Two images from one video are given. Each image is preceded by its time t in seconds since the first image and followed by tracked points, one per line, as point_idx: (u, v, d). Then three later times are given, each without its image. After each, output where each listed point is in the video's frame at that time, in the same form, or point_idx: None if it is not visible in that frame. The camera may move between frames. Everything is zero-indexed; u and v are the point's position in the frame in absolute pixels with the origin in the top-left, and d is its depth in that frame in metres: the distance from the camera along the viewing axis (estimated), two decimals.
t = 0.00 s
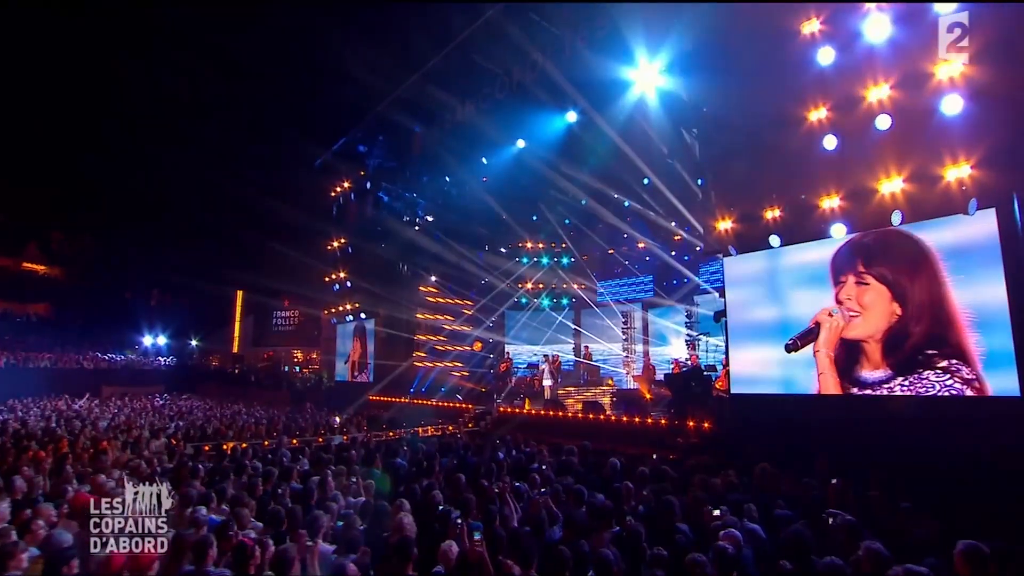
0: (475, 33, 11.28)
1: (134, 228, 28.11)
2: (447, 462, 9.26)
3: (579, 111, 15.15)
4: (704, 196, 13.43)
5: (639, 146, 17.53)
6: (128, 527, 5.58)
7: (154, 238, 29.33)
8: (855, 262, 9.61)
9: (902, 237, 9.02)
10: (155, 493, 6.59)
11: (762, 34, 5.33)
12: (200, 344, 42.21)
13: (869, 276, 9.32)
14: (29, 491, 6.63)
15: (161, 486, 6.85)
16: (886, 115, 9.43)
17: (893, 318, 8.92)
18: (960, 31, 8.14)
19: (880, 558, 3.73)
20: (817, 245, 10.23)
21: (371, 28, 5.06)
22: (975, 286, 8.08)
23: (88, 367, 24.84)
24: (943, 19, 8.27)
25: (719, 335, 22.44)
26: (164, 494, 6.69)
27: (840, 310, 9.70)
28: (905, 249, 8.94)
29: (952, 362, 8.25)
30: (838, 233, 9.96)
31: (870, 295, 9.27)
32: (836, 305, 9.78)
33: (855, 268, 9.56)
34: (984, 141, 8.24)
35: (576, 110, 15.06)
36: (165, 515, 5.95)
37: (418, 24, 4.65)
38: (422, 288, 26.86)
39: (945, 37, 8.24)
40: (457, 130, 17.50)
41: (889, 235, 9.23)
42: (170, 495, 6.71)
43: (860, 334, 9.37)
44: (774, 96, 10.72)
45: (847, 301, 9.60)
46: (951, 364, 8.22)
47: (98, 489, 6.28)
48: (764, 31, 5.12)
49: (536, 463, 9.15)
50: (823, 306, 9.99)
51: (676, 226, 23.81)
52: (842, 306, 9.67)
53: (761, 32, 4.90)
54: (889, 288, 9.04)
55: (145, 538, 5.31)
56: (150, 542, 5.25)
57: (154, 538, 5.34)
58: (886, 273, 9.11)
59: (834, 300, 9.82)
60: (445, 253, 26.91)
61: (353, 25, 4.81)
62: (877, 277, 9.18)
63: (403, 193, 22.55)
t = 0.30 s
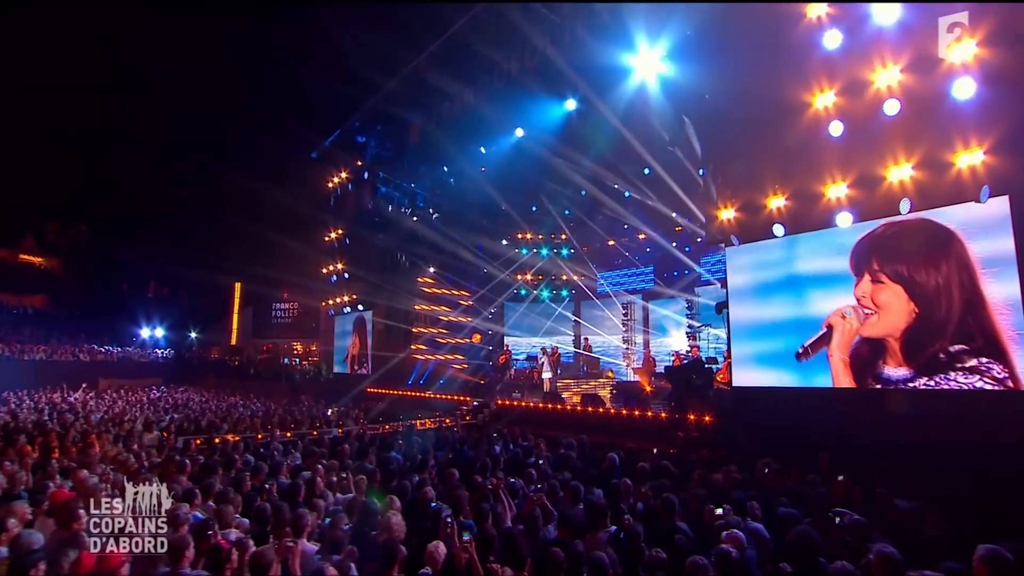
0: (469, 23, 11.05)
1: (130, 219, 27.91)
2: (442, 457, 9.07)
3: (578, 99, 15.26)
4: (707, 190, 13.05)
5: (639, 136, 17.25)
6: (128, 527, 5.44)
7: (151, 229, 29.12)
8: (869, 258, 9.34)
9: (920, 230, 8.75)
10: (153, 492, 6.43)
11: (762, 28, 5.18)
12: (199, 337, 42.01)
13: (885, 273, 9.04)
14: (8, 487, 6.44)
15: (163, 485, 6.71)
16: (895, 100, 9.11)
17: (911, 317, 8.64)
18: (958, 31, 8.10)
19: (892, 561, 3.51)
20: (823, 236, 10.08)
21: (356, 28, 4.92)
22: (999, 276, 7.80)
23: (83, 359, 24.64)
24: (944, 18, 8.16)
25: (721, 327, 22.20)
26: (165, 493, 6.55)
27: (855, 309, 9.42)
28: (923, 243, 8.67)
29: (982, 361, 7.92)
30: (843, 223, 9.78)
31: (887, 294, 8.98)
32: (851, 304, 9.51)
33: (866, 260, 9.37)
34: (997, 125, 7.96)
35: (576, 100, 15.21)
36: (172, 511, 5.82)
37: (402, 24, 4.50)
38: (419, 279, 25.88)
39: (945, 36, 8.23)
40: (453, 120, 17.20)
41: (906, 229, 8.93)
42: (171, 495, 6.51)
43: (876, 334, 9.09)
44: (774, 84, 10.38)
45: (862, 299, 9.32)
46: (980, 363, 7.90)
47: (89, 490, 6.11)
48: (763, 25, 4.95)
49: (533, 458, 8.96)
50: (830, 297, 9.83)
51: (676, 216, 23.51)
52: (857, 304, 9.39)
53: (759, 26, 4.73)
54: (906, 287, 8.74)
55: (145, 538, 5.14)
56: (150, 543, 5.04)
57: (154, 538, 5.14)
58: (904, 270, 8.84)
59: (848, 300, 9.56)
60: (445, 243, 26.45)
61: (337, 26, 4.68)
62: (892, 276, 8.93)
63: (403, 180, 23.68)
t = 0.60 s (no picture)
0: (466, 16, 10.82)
1: (128, 212, 27.75)
2: (439, 452, 8.94)
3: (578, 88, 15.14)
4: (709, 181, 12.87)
5: (641, 127, 16.96)
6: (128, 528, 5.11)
7: (150, 222, 28.98)
8: (879, 266, 9.08)
9: (930, 230, 8.52)
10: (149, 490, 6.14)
11: (769, 25, 4.95)
12: (200, 330, 41.97)
13: (893, 283, 8.80)
14: None
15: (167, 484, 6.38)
16: (905, 86, 8.85)
17: (920, 326, 8.43)
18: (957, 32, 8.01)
19: (904, 566, 3.33)
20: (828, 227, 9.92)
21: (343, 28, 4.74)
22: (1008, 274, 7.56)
23: (83, 352, 24.57)
24: (943, 19, 8.07)
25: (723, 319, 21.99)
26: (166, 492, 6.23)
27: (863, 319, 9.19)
28: (934, 247, 8.43)
29: (999, 366, 7.53)
30: (850, 213, 9.60)
31: (896, 305, 8.75)
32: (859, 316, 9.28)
33: (872, 256, 9.19)
34: (1012, 112, 7.69)
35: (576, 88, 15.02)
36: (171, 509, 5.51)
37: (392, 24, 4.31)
38: (419, 271, 25.90)
39: (943, 37, 8.12)
40: (451, 110, 17.05)
41: (915, 236, 8.70)
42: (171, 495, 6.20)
43: (885, 346, 8.85)
44: (778, 74, 9.98)
45: (871, 310, 9.09)
46: (998, 367, 7.53)
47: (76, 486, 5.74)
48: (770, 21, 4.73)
49: (531, 453, 8.81)
50: (834, 290, 9.69)
51: (679, 208, 23.14)
52: (865, 318, 9.18)
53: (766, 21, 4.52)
54: (914, 296, 8.54)
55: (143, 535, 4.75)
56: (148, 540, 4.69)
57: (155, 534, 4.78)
58: (913, 276, 8.58)
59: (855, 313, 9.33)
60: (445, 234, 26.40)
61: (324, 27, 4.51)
62: (900, 285, 8.69)
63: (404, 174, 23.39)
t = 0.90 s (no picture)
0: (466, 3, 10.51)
1: (131, 204, 27.67)
2: (438, 446, 8.78)
3: (583, 76, 14.82)
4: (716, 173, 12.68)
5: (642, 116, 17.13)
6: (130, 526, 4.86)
7: (153, 214, 28.90)
8: (896, 270, 8.70)
9: (945, 237, 8.16)
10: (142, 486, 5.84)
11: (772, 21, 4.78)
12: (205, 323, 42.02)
13: (915, 289, 8.43)
14: None
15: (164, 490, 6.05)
16: (921, 68, 8.55)
17: (939, 338, 8.13)
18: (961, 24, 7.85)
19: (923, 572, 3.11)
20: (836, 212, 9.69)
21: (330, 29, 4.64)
22: None
23: (86, 345, 24.58)
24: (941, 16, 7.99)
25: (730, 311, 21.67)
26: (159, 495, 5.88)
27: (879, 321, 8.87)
28: (949, 253, 8.08)
29: None
30: (861, 200, 9.31)
31: (916, 312, 8.42)
32: (875, 321, 8.91)
33: (888, 252, 8.84)
34: None
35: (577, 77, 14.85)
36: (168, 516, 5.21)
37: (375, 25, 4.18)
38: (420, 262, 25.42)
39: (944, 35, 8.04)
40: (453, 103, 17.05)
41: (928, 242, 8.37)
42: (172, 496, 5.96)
43: (902, 354, 8.54)
44: (780, 64, 9.92)
45: (890, 317, 8.70)
46: None
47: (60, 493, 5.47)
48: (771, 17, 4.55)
49: (532, 448, 8.63)
50: (843, 276, 9.45)
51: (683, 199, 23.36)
52: (885, 327, 8.76)
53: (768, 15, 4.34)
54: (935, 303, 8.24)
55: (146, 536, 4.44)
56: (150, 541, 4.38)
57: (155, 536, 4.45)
58: (936, 281, 8.26)
59: (872, 319, 8.97)
60: (447, 222, 26.38)
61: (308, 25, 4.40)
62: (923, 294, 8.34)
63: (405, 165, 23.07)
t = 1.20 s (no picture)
0: None
1: (137, 199, 27.66)
2: (440, 442, 8.61)
3: (588, 65, 14.37)
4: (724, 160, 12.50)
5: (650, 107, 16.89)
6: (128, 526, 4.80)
7: (159, 208, 28.90)
8: (923, 256, 8.31)
9: (969, 222, 7.82)
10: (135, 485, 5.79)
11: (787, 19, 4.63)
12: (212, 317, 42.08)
13: (944, 276, 8.05)
14: None
15: (161, 493, 6.06)
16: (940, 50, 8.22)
17: (961, 326, 7.78)
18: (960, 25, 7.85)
19: None
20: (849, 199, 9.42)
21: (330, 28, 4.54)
22: None
23: (94, 339, 24.67)
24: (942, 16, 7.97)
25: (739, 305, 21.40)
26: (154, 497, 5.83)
27: (893, 314, 8.63)
28: (976, 237, 7.68)
29: None
30: (876, 187, 9.08)
31: (942, 299, 8.07)
32: (899, 310, 8.58)
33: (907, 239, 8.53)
34: None
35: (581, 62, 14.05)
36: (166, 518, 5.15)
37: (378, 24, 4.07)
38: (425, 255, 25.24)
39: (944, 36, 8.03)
40: (458, 96, 16.81)
41: (951, 229, 8.04)
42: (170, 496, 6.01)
43: (928, 343, 8.20)
44: (796, 54, 9.28)
45: (913, 306, 8.37)
46: None
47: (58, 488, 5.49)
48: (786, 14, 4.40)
49: (536, 444, 8.45)
50: (856, 268, 9.20)
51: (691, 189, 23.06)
52: (909, 316, 8.43)
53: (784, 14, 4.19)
54: (963, 288, 7.83)
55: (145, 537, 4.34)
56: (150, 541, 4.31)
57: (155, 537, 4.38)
58: (966, 266, 7.83)
59: (895, 308, 8.63)
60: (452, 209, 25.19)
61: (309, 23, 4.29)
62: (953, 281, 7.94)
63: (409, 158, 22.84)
